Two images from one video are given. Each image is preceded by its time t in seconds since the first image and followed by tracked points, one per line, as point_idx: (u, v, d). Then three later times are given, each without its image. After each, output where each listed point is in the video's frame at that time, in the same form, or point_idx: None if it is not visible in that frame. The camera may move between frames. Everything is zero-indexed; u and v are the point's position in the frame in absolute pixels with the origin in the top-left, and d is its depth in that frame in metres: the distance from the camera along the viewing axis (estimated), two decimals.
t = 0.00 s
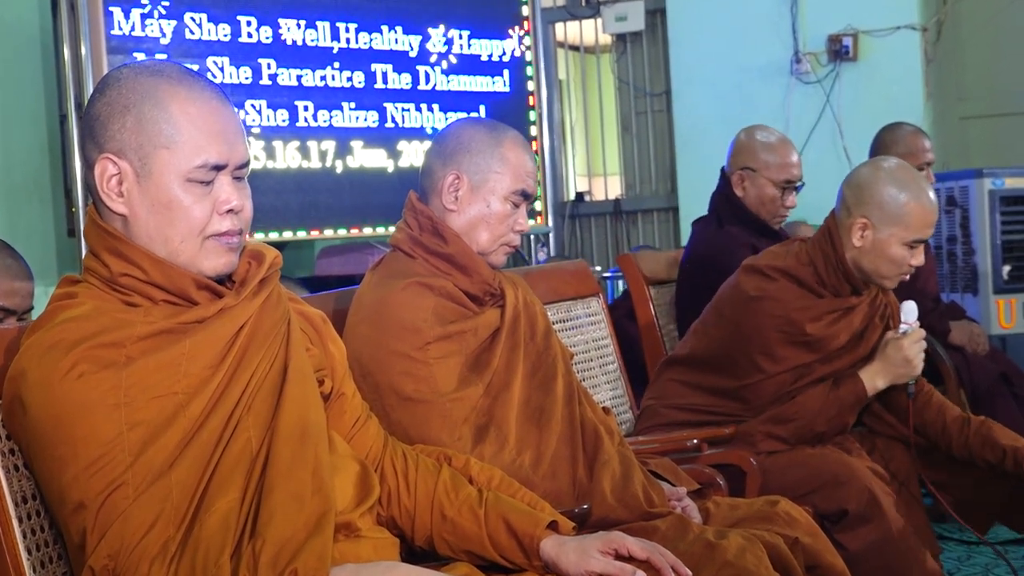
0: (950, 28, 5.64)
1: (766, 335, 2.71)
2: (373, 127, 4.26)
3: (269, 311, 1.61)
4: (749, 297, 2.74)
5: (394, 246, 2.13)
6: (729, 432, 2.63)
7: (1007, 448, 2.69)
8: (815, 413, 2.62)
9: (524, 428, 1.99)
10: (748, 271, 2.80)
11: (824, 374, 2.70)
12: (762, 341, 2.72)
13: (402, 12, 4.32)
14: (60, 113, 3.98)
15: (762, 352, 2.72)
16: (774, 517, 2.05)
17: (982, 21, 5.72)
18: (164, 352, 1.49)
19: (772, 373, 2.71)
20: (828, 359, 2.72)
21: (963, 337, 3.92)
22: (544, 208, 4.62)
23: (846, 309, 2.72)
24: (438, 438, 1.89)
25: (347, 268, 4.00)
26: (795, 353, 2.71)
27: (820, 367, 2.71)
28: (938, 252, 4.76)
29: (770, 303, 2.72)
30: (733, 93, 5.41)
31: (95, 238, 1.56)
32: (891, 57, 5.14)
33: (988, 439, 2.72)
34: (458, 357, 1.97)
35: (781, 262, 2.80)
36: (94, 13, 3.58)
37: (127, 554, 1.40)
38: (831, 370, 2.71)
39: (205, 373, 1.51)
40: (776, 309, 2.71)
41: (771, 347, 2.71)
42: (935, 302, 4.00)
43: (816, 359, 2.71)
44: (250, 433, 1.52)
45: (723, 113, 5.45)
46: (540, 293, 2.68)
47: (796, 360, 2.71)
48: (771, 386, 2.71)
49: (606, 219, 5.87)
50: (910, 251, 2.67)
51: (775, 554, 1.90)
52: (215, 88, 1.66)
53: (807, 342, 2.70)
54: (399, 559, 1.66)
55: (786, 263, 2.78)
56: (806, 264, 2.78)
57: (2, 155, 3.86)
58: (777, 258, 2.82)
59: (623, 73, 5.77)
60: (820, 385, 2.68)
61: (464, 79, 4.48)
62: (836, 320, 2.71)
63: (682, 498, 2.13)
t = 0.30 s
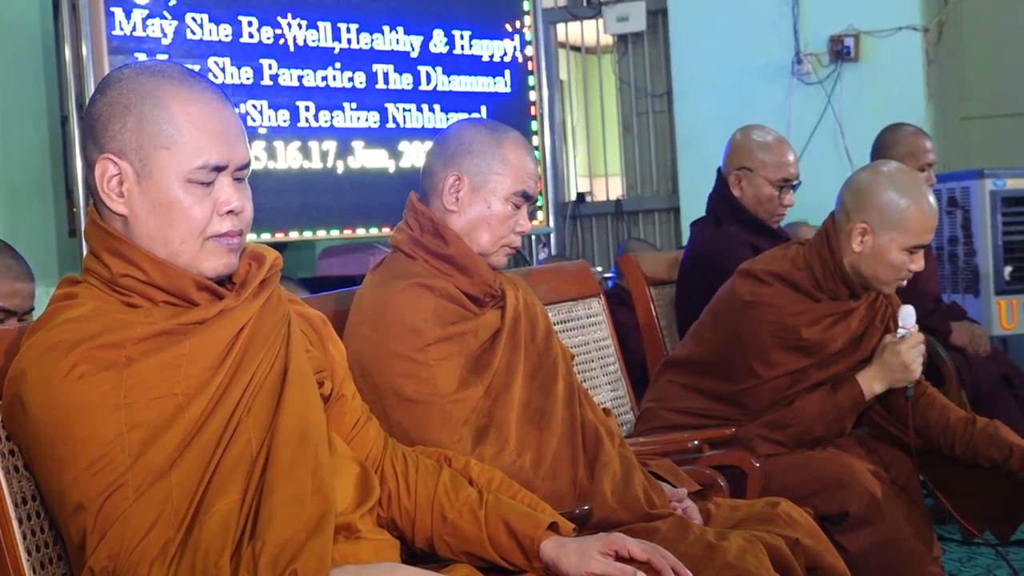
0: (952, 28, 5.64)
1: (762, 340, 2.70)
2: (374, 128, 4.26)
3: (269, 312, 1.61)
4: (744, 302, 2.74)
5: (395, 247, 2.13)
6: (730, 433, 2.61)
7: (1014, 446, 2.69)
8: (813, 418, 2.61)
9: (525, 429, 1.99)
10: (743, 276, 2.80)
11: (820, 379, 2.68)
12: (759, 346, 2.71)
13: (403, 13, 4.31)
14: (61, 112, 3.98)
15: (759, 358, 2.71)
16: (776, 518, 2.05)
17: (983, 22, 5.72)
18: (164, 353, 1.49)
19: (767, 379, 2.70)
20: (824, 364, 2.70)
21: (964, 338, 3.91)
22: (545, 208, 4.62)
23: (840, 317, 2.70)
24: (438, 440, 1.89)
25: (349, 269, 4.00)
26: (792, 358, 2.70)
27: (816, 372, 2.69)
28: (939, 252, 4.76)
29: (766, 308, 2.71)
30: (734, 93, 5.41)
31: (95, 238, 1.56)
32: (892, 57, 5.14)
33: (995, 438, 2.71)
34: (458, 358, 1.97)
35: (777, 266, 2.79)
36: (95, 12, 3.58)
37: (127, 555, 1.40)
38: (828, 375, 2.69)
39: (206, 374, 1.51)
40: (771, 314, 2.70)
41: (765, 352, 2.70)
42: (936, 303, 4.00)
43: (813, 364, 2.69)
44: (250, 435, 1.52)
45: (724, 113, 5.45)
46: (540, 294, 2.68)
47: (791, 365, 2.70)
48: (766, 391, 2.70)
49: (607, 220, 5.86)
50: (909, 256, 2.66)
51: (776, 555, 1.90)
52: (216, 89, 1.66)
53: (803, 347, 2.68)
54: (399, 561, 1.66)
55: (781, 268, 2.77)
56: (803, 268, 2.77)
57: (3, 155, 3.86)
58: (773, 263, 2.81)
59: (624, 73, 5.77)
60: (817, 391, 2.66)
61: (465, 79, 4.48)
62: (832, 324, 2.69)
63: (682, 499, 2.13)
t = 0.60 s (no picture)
0: (954, 28, 5.64)
1: (754, 349, 2.71)
2: (376, 128, 4.25)
3: (270, 312, 1.61)
4: (738, 309, 2.74)
5: (397, 247, 2.13)
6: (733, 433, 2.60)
7: (1018, 448, 2.67)
8: (811, 422, 2.63)
9: (527, 429, 1.99)
10: (736, 281, 2.80)
11: (816, 383, 2.69)
12: (751, 354, 2.71)
13: (405, 14, 4.31)
14: (63, 113, 3.98)
15: (752, 364, 2.72)
16: (778, 519, 2.05)
17: (985, 22, 5.72)
18: (165, 353, 1.49)
19: (760, 385, 2.70)
20: (820, 368, 2.70)
21: (967, 338, 3.90)
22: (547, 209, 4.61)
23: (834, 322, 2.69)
24: (439, 440, 1.89)
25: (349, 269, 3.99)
26: (786, 363, 2.70)
27: (811, 377, 2.70)
28: (941, 253, 4.77)
29: (760, 315, 2.71)
30: (736, 93, 5.41)
31: (96, 238, 1.56)
32: (894, 57, 5.14)
33: (998, 437, 2.70)
34: (460, 358, 1.98)
35: (770, 271, 2.78)
36: (97, 12, 3.58)
37: (128, 556, 1.40)
38: (823, 379, 2.70)
39: (206, 375, 1.51)
40: (764, 321, 2.70)
41: (758, 358, 2.71)
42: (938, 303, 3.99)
43: (807, 368, 2.70)
44: (251, 436, 1.52)
45: (726, 113, 5.45)
46: (541, 294, 2.68)
47: (785, 371, 2.70)
48: (761, 396, 2.70)
49: (609, 220, 5.85)
50: (905, 259, 2.65)
51: (778, 555, 1.89)
52: (218, 89, 1.66)
53: (798, 352, 2.68)
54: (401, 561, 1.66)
55: (774, 273, 2.77)
56: (796, 273, 2.76)
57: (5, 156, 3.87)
58: (766, 267, 2.80)
59: (626, 74, 5.76)
60: (812, 396, 2.68)
61: (467, 80, 4.48)
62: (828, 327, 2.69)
63: (684, 499, 2.13)
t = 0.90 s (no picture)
0: (956, 29, 5.63)
1: (748, 353, 2.70)
2: (377, 129, 4.26)
3: (271, 314, 1.61)
4: (728, 316, 2.72)
5: (398, 249, 2.13)
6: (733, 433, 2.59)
7: None
8: (807, 425, 2.63)
9: (527, 431, 1.99)
10: (726, 287, 2.78)
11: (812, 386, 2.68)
12: (745, 358, 2.70)
13: (406, 15, 4.31)
14: (64, 114, 3.98)
15: (746, 369, 2.71)
16: (779, 520, 2.05)
17: (986, 23, 5.72)
18: (166, 355, 1.49)
19: (755, 389, 2.69)
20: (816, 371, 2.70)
21: (969, 339, 3.87)
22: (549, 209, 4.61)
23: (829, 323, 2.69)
24: (440, 442, 1.88)
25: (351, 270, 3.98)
26: (779, 368, 2.69)
27: (806, 380, 2.69)
28: (943, 253, 4.78)
29: (753, 320, 2.69)
30: (738, 94, 5.41)
31: (98, 241, 1.56)
32: (896, 58, 5.13)
33: (1004, 434, 2.69)
34: (461, 360, 1.98)
35: (761, 275, 2.78)
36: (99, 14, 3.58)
37: (129, 558, 1.40)
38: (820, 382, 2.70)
39: (207, 377, 1.51)
40: (756, 326, 2.69)
41: (751, 363, 2.70)
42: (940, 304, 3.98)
43: (802, 371, 2.70)
44: (252, 438, 1.52)
45: (728, 113, 5.45)
46: (542, 296, 2.68)
47: (780, 375, 2.69)
48: (757, 400, 2.69)
49: (611, 221, 5.84)
50: (897, 257, 2.66)
51: (779, 556, 1.89)
52: (220, 93, 1.66)
53: (793, 356, 2.68)
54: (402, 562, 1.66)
55: (765, 277, 2.76)
56: (787, 275, 2.76)
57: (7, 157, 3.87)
58: (757, 271, 2.80)
59: (628, 74, 5.76)
60: (808, 399, 2.67)
61: (468, 80, 4.48)
62: (823, 329, 2.68)
63: (686, 501, 2.13)
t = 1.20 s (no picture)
0: (958, 29, 5.63)
1: (746, 356, 2.70)
2: (379, 130, 4.26)
3: (273, 316, 1.61)
4: (727, 318, 2.72)
5: (400, 250, 2.13)
6: (734, 434, 2.59)
7: None
8: (806, 427, 2.63)
9: (529, 433, 1.99)
10: (725, 290, 2.77)
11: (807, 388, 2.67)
12: (743, 361, 2.70)
13: (407, 15, 4.31)
14: (66, 116, 3.98)
15: (744, 371, 2.71)
16: (781, 521, 2.05)
17: (987, 24, 5.71)
18: (168, 357, 1.49)
19: (754, 391, 2.70)
20: (814, 372, 2.70)
21: (971, 340, 3.88)
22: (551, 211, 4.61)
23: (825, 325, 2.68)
24: (442, 444, 1.89)
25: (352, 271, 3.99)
26: (778, 369, 2.69)
27: (804, 381, 2.69)
28: (945, 255, 4.79)
29: (751, 322, 2.69)
30: (740, 95, 5.41)
31: (100, 243, 1.57)
32: (899, 59, 5.13)
33: (1002, 428, 2.69)
34: (462, 362, 1.98)
35: (758, 277, 2.78)
36: (101, 15, 3.59)
37: (130, 560, 1.40)
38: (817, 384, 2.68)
39: (209, 379, 1.51)
40: (755, 328, 2.69)
41: (750, 365, 2.70)
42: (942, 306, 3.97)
43: (799, 373, 2.69)
44: (254, 440, 1.52)
45: (729, 114, 5.44)
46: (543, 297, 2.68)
47: (778, 377, 2.69)
48: (754, 403, 2.70)
49: (612, 222, 5.83)
50: (894, 258, 2.67)
51: (781, 557, 1.89)
52: (223, 95, 1.66)
53: (791, 357, 2.67)
54: (404, 564, 1.66)
55: (763, 279, 2.76)
56: (784, 278, 2.76)
57: (8, 158, 3.87)
58: (754, 273, 2.80)
59: (629, 75, 5.76)
60: (806, 400, 2.67)
61: (470, 81, 4.47)
62: (822, 331, 2.68)
63: (687, 502, 2.12)
